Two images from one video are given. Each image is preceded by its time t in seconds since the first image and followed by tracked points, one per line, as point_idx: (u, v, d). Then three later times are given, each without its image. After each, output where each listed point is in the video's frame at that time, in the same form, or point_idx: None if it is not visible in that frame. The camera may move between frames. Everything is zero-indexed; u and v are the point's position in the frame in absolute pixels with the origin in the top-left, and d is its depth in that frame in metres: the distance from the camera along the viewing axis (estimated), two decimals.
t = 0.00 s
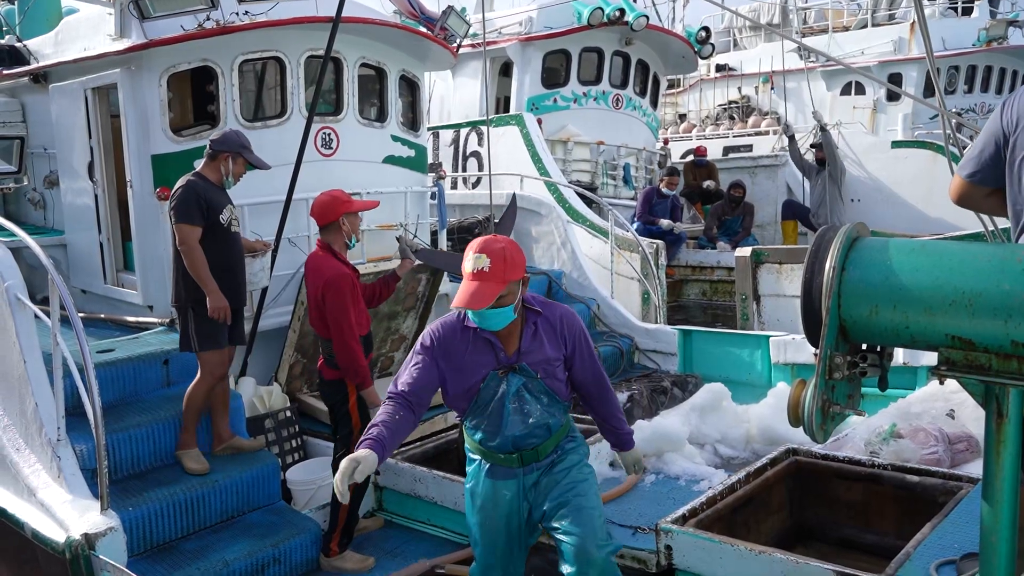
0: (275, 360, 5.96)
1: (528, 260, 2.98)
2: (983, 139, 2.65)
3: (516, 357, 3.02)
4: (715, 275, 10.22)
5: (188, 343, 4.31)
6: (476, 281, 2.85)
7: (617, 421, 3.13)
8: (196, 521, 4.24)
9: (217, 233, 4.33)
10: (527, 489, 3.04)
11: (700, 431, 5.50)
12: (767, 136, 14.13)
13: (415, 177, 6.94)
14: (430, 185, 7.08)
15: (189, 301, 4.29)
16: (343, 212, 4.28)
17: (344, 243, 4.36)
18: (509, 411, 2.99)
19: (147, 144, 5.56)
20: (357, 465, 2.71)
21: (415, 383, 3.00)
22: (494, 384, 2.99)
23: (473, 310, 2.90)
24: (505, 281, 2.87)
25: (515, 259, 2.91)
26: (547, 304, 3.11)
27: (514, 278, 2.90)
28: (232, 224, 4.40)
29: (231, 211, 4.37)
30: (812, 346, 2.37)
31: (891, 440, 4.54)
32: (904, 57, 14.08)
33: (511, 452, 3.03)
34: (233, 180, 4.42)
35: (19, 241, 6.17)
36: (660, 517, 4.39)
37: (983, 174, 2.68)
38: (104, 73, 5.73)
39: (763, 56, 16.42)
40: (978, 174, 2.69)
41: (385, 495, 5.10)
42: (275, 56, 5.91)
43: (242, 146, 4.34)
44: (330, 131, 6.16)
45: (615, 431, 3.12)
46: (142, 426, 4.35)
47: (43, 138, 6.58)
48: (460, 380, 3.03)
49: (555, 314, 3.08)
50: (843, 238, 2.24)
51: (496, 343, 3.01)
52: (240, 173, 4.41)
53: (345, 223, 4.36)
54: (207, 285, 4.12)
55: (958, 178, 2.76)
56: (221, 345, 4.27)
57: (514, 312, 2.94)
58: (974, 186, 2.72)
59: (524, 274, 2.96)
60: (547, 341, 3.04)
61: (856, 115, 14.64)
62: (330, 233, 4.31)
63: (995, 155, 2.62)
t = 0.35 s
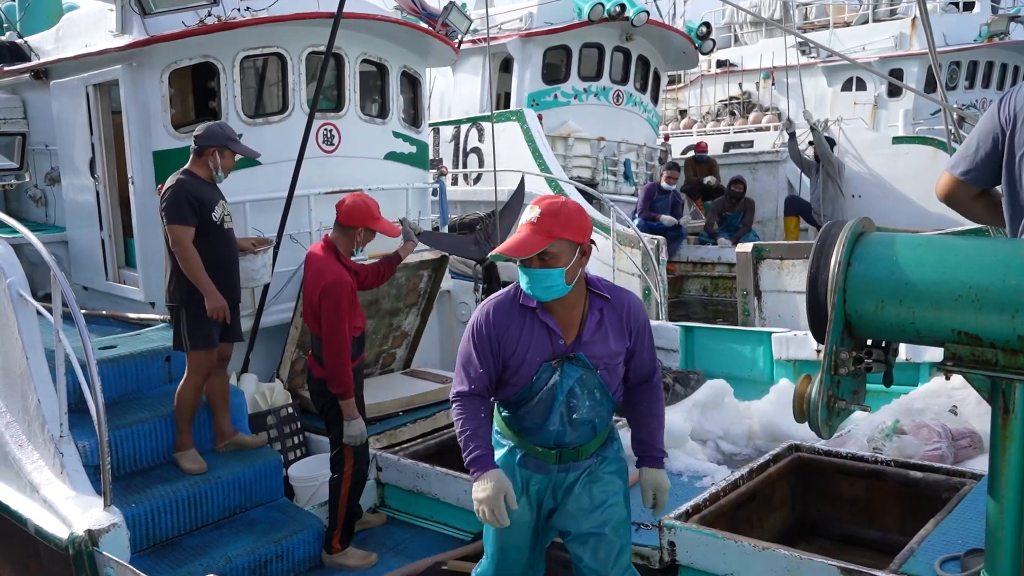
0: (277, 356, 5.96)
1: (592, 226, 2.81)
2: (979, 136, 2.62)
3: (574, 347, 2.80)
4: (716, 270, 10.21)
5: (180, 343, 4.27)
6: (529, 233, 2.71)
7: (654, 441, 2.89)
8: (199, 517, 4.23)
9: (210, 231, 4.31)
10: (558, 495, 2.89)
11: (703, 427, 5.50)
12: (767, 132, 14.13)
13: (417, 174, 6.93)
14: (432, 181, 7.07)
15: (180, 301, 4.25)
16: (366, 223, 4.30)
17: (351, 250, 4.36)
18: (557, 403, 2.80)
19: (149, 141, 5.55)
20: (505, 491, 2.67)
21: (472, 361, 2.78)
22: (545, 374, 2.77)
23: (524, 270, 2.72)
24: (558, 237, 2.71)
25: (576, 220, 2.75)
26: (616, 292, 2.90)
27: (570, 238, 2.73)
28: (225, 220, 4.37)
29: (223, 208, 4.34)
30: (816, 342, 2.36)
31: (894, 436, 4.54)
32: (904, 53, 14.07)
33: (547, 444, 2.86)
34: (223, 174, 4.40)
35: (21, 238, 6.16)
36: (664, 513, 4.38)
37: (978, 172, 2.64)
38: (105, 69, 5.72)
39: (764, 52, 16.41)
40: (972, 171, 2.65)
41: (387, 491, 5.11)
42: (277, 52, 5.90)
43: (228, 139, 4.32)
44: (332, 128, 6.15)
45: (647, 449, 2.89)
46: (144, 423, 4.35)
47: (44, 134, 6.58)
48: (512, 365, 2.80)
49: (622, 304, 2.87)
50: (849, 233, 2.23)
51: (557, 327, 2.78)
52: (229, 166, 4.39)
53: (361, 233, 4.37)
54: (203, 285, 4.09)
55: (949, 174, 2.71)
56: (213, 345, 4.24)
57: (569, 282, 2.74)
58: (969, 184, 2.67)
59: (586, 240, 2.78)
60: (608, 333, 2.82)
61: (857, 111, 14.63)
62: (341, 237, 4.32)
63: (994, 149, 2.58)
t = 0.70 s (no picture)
0: (280, 357, 5.94)
1: (531, 228, 2.60)
2: (1001, 138, 2.63)
3: (561, 344, 2.72)
4: (717, 270, 10.19)
5: (172, 347, 4.21)
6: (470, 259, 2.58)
7: (625, 449, 2.42)
8: (204, 518, 4.21)
9: (200, 233, 4.25)
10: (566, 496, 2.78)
11: (708, 428, 5.49)
12: (768, 131, 14.12)
13: (419, 173, 6.91)
14: (434, 181, 7.06)
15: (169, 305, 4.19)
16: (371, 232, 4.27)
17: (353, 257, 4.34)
18: (564, 404, 2.69)
19: (153, 140, 5.53)
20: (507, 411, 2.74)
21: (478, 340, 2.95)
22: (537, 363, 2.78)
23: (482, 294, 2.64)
24: (499, 255, 2.55)
25: (513, 224, 2.56)
26: (604, 278, 2.65)
27: (508, 252, 2.56)
28: (215, 221, 4.30)
29: (213, 208, 4.28)
30: (831, 342, 2.35)
31: (901, 437, 4.52)
32: (904, 52, 14.06)
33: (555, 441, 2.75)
34: (212, 172, 4.34)
35: (23, 237, 6.14)
36: (670, 514, 4.36)
37: (1001, 173, 2.62)
38: (109, 67, 5.70)
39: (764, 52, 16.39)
40: (995, 174, 2.64)
41: (391, 492, 5.08)
42: (280, 51, 5.88)
43: (213, 137, 4.24)
44: (335, 127, 6.13)
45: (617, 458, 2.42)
46: (148, 423, 4.33)
47: (47, 133, 6.56)
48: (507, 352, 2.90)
49: (605, 293, 2.61)
50: (865, 233, 2.21)
51: (536, 323, 2.78)
52: (217, 164, 4.32)
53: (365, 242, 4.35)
54: (187, 292, 4.05)
55: (973, 177, 2.70)
56: (204, 350, 4.16)
57: (528, 291, 2.62)
58: (994, 187, 2.64)
59: (530, 240, 2.62)
60: (589, 328, 2.64)
61: (857, 111, 14.62)
62: (343, 243, 4.31)
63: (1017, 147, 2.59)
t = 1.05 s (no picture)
0: (282, 359, 5.91)
1: (371, 206, 2.33)
2: None
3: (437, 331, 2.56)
4: (719, 272, 10.17)
5: (165, 352, 4.18)
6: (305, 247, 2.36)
7: (445, 393, 2.20)
8: (205, 521, 4.19)
9: (193, 237, 4.23)
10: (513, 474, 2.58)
11: (711, 431, 5.47)
12: (769, 132, 14.10)
13: (421, 174, 6.89)
14: (436, 182, 7.04)
15: (163, 309, 4.17)
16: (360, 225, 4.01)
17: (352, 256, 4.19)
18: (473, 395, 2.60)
19: (155, 141, 5.52)
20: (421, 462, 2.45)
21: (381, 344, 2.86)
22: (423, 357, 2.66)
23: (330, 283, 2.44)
24: (335, 241, 2.33)
25: (347, 204, 2.31)
26: (452, 240, 2.35)
27: (344, 234, 2.32)
28: (209, 224, 4.28)
29: (206, 211, 4.26)
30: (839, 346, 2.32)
31: (907, 441, 4.48)
32: (906, 54, 14.03)
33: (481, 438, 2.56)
34: (204, 175, 4.32)
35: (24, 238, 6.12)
36: (675, 518, 4.31)
37: None
38: (110, 69, 5.69)
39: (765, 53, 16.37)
40: None
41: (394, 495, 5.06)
42: (282, 52, 5.85)
43: (208, 139, 4.23)
44: (337, 128, 6.11)
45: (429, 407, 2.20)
46: (149, 426, 4.31)
47: (48, 134, 6.54)
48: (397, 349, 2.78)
49: (446, 257, 2.32)
50: (874, 237, 2.18)
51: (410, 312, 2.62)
52: (210, 167, 4.31)
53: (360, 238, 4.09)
54: (176, 296, 4.04)
55: None
56: (198, 354, 4.14)
57: (377, 278, 2.41)
58: None
59: (374, 221, 2.36)
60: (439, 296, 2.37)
61: (859, 113, 14.60)
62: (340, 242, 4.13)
63: None
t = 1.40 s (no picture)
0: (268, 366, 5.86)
1: (232, 40, 2.05)
2: None
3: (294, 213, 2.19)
4: (708, 277, 10.16)
5: (147, 360, 4.15)
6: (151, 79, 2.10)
7: (493, 317, 2.04)
8: (189, 531, 4.14)
9: (174, 242, 4.21)
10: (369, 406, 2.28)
11: (700, 437, 5.45)
12: (759, 138, 14.12)
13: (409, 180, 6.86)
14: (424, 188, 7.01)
15: (144, 316, 4.14)
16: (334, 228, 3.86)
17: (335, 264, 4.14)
18: (317, 295, 2.24)
19: (139, 147, 5.48)
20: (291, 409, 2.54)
21: (245, 249, 2.53)
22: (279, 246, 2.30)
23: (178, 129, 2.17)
24: (180, 73, 2.06)
25: (200, 35, 2.04)
26: (340, 116, 2.11)
27: (194, 66, 2.05)
28: (190, 230, 4.27)
29: (187, 217, 4.25)
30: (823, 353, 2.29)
31: (895, 447, 4.46)
32: (896, 61, 14.04)
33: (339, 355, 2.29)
34: (186, 181, 4.32)
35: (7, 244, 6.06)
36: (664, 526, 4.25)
37: None
38: (94, 74, 5.64)
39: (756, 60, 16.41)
40: None
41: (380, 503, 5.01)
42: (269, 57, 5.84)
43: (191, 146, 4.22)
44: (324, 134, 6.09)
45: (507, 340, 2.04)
46: (132, 435, 4.26)
47: (33, 140, 6.49)
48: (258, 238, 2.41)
49: (340, 129, 2.08)
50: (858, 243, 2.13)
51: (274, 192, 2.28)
52: (192, 174, 4.30)
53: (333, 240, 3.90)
54: (157, 302, 3.99)
55: None
56: (181, 361, 4.13)
57: (225, 128, 2.11)
58: None
59: (232, 61, 2.06)
60: (332, 173, 2.08)
61: (849, 119, 14.64)
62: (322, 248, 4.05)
63: None
